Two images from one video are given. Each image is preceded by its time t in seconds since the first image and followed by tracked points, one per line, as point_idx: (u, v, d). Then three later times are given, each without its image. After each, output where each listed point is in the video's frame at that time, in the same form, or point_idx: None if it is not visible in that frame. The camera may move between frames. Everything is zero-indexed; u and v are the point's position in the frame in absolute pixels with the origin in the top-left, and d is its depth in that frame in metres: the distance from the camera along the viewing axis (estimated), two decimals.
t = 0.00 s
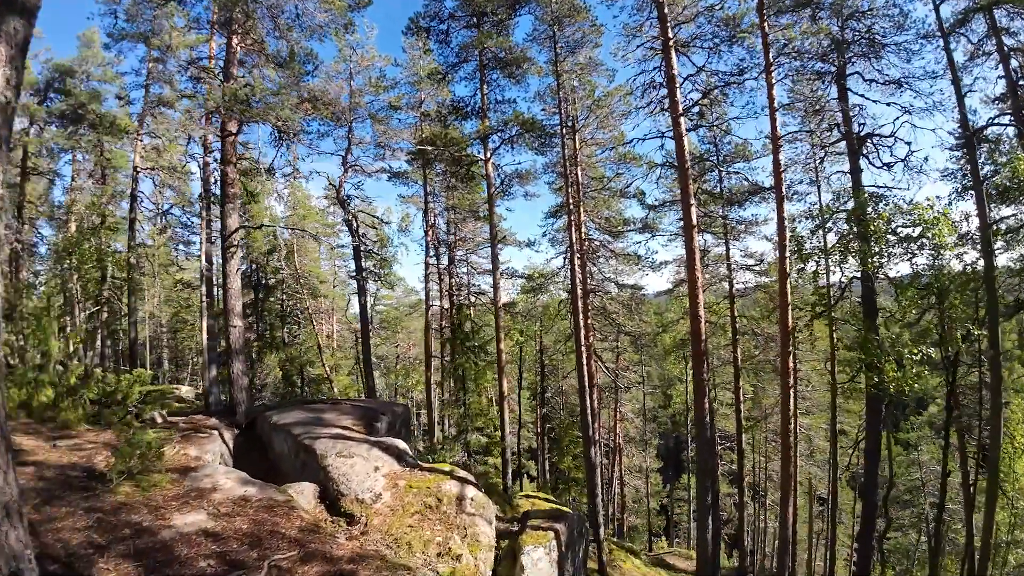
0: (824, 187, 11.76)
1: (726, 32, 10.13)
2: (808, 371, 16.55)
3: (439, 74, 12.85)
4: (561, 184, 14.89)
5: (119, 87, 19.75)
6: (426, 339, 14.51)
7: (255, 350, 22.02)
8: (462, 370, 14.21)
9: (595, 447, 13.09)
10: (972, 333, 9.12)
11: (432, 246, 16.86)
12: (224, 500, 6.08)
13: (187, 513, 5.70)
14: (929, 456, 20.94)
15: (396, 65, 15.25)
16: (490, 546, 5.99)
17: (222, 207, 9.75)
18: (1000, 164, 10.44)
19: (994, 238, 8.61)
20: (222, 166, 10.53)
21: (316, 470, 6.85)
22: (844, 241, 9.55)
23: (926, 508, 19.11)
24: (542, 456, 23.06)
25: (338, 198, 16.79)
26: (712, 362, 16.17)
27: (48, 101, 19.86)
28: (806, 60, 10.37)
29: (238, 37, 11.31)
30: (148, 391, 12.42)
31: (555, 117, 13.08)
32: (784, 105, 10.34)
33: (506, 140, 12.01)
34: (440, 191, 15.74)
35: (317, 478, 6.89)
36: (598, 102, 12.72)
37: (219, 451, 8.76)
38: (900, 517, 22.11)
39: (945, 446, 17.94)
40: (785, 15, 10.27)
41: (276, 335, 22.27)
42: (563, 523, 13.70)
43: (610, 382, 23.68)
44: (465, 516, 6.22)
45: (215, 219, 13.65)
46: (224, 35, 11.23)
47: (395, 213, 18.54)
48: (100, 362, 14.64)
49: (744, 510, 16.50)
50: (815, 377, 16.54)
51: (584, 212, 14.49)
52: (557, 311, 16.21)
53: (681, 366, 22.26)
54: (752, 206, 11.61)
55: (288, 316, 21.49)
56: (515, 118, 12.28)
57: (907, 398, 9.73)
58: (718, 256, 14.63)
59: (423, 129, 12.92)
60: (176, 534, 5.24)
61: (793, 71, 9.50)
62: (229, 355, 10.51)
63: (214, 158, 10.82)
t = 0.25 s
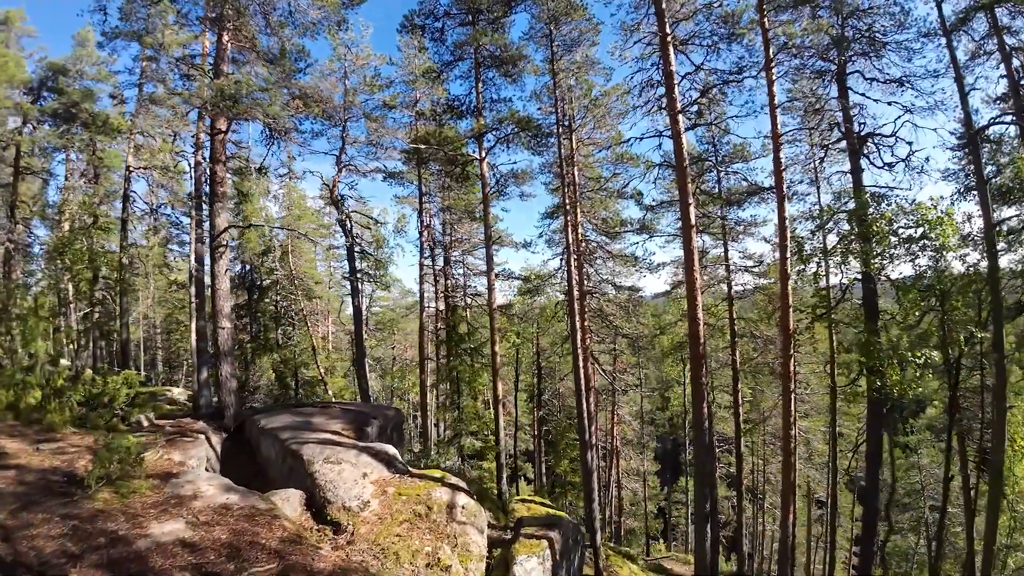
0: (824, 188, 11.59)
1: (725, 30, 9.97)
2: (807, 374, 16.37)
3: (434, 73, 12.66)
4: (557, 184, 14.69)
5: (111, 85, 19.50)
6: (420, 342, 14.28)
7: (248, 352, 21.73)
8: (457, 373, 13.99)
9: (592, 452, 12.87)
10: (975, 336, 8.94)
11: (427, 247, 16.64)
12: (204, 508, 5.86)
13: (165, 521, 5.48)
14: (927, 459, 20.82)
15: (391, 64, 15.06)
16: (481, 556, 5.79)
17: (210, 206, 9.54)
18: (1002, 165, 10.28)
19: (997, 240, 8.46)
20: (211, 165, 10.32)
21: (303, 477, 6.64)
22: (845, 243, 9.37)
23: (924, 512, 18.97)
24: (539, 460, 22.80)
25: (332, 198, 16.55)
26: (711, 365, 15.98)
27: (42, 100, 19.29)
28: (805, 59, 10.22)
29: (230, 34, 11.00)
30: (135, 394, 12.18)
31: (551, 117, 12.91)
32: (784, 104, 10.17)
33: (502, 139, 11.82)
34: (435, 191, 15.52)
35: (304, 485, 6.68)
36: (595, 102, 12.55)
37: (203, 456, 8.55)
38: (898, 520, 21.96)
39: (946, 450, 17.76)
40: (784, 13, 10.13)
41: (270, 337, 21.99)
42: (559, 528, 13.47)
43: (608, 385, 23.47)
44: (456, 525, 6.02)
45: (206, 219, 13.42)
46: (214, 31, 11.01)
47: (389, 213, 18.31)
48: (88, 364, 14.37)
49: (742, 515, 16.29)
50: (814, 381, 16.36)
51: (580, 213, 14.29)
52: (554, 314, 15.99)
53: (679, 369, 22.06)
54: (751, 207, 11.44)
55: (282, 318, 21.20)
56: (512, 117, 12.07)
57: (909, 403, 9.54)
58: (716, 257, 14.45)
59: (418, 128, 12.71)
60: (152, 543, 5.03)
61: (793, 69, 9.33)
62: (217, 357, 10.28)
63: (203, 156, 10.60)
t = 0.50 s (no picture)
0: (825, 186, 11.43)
1: (725, 25, 9.81)
2: (807, 376, 16.19)
3: (429, 69, 12.48)
4: (555, 183, 14.51)
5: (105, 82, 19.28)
6: (415, 342, 14.06)
7: (241, 352, 21.45)
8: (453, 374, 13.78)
9: (589, 454, 12.65)
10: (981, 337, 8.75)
11: (423, 246, 16.43)
12: (185, 512, 5.68)
13: (143, 525, 5.28)
14: (928, 462, 20.63)
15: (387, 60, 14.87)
16: (474, 562, 5.59)
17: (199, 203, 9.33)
18: (1007, 163, 10.11)
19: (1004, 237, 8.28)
20: (201, 161, 10.12)
21: (291, 480, 6.44)
22: (847, 241, 9.19)
23: (925, 515, 18.78)
24: (536, 462, 22.55)
25: (326, 197, 16.35)
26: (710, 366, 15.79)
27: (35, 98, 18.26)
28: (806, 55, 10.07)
29: (222, 28, 10.80)
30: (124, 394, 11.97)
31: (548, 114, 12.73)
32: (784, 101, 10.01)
33: (499, 136, 11.64)
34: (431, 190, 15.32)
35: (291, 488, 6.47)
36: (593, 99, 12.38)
37: (189, 458, 8.38)
38: (898, 524, 21.76)
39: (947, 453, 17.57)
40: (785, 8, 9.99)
41: (264, 337, 21.73)
42: (556, 532, 13.22)
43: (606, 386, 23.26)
44: (448, 530, 5.81)
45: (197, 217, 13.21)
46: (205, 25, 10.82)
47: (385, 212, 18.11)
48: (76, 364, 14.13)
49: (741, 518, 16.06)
50: (814, 382, 16.17)
51: (578, 212, 14.09)
52: (551, 314, 15.79)
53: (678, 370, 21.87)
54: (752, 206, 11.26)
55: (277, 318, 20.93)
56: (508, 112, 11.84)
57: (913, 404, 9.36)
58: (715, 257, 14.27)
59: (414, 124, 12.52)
60: (127, 549, 4.83)
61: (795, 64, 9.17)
62: (205, 357, 10.07)
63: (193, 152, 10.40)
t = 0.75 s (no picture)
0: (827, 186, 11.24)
1: (727, 21, 9.63)
2: (807, 378, 16.00)
3: (425, 65, 12.27)
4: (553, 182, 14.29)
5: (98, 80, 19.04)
6: (411, 344, 13.83)
7: (236, 353, 21.18)
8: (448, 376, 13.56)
9: (588, 458, 12.41)
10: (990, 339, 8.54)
11: (419, 246, 16.20)
12: (165, 520, 5.46)
13: (120, 534, 5.05)
14: (928, 464, 20.47)
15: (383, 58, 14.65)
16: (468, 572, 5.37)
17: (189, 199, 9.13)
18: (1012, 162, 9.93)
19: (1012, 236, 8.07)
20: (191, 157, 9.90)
21: (279, 486, 6.21)
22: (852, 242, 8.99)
23: (925, 519, 18.61)
24: (534, 464, 22.32)
25: (321, 196, 16.14)
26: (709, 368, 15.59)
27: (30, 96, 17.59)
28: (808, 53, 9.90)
29: (214, 23, 10.59)
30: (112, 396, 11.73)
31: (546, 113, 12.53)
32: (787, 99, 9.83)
33: (496, 134, 11.43)
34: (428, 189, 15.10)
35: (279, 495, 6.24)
36: (592, 97, 12.18)
37: (175, 463, 8.17)
38: (898, 527, 21.59)
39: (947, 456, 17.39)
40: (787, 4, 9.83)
41: (258, 338, 21.47)
42: (553, 537, 12.98)
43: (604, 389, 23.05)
44: (442, 539, 5.58)
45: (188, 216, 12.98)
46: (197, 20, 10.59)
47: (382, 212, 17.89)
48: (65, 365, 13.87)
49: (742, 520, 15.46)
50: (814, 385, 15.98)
51: (577, 212, 13.87)
52: (549, 316, 15.57)
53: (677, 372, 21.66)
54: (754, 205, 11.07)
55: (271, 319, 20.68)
56: (506, 109, 11.59)
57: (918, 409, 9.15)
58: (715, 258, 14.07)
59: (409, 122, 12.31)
60: (103, 559, 4.58)
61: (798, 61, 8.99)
62: (194, 358, 9.85)
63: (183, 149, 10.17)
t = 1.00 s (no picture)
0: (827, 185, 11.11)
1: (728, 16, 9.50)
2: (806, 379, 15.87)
3: (422, 62, 12.10)
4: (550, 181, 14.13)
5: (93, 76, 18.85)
6: (406, 344, 13.65)
7: (230, 353, 20.95)
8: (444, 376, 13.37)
9: (586, 460, 12.24)
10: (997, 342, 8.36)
11: (416, 245, 16.03)
12: (149, 524, 5.30)
13: (102, 538, 4.88)
14: (927, 466, 20.35)
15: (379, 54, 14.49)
16: None
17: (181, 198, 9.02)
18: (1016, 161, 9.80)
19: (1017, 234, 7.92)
20: (184, 153, 9.75)
21: (268, 488, 6.06)
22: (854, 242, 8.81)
23: (925, 521, 18.50)
24: (531, 466, 22.14)
25: (317, 194, 15.95)
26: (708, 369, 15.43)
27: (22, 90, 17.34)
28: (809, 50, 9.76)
29: (208, 17, 10.43)
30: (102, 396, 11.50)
31: (545, 110, 12.38)
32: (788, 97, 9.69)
33: (494, 132, 11.27)
34: (425, 187, 14.93)
35: (269, 498, 6.08)
36: (591, 94, 12.03)
37: (163, 464, 8.01)
38: (898, 530, 21.46)
39: (947, 458, 17.30)
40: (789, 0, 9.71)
41: (253, 338, 21.25)
42: (550, 540, 12.78)
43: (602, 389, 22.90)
44: (435, 543, 5.43)
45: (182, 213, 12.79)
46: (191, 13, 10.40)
47: (378, 210, 17.72)
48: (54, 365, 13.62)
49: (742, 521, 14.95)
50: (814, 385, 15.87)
51: (575, 211, 13.71)
52: (546, 316, 15.40)
53: (675, 372, 21.52)
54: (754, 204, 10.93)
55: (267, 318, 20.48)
56: (504, 105, 11.41)
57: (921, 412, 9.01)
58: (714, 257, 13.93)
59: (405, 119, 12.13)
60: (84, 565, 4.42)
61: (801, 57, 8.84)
62: (184, 357, 9.67)
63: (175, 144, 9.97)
